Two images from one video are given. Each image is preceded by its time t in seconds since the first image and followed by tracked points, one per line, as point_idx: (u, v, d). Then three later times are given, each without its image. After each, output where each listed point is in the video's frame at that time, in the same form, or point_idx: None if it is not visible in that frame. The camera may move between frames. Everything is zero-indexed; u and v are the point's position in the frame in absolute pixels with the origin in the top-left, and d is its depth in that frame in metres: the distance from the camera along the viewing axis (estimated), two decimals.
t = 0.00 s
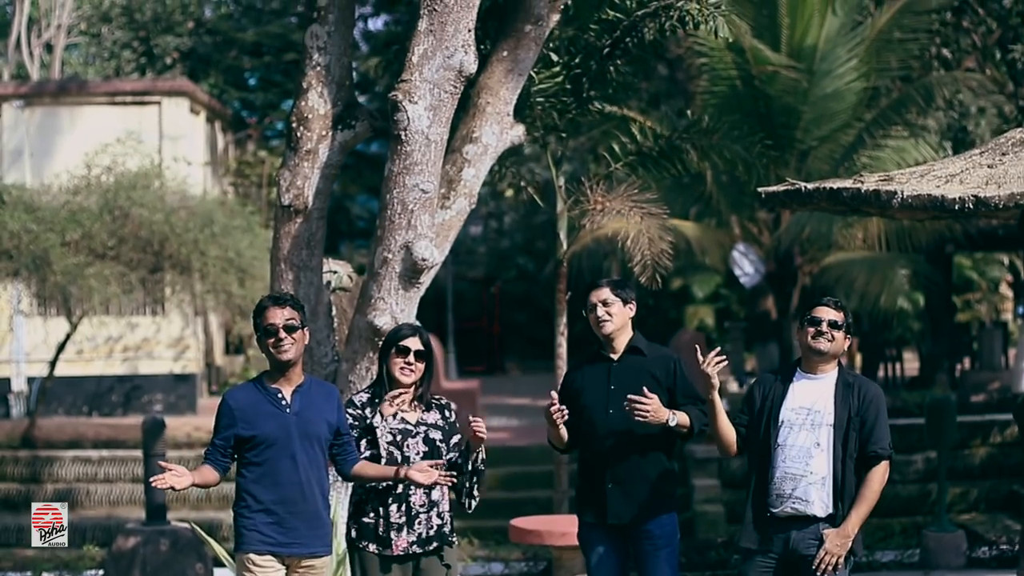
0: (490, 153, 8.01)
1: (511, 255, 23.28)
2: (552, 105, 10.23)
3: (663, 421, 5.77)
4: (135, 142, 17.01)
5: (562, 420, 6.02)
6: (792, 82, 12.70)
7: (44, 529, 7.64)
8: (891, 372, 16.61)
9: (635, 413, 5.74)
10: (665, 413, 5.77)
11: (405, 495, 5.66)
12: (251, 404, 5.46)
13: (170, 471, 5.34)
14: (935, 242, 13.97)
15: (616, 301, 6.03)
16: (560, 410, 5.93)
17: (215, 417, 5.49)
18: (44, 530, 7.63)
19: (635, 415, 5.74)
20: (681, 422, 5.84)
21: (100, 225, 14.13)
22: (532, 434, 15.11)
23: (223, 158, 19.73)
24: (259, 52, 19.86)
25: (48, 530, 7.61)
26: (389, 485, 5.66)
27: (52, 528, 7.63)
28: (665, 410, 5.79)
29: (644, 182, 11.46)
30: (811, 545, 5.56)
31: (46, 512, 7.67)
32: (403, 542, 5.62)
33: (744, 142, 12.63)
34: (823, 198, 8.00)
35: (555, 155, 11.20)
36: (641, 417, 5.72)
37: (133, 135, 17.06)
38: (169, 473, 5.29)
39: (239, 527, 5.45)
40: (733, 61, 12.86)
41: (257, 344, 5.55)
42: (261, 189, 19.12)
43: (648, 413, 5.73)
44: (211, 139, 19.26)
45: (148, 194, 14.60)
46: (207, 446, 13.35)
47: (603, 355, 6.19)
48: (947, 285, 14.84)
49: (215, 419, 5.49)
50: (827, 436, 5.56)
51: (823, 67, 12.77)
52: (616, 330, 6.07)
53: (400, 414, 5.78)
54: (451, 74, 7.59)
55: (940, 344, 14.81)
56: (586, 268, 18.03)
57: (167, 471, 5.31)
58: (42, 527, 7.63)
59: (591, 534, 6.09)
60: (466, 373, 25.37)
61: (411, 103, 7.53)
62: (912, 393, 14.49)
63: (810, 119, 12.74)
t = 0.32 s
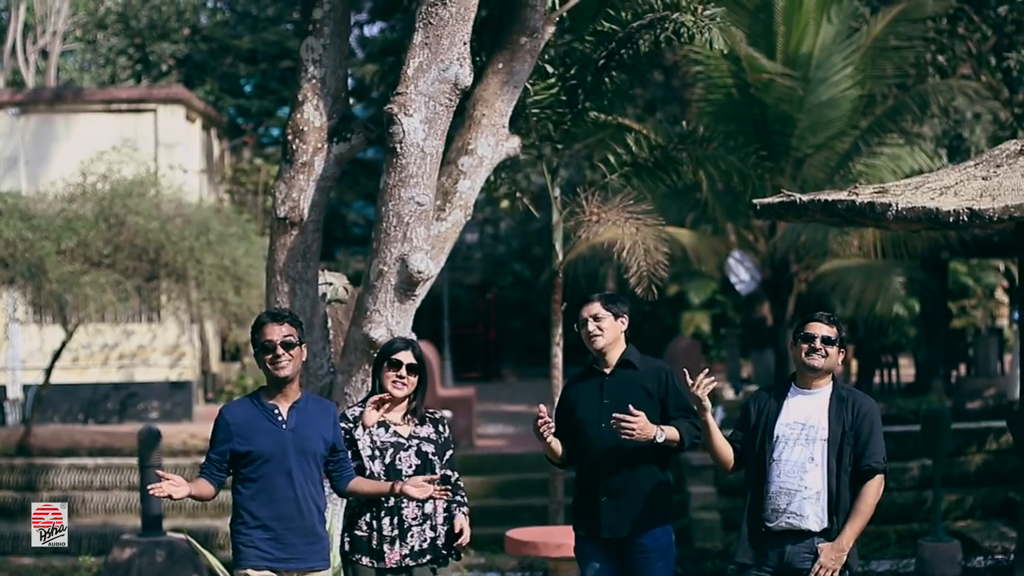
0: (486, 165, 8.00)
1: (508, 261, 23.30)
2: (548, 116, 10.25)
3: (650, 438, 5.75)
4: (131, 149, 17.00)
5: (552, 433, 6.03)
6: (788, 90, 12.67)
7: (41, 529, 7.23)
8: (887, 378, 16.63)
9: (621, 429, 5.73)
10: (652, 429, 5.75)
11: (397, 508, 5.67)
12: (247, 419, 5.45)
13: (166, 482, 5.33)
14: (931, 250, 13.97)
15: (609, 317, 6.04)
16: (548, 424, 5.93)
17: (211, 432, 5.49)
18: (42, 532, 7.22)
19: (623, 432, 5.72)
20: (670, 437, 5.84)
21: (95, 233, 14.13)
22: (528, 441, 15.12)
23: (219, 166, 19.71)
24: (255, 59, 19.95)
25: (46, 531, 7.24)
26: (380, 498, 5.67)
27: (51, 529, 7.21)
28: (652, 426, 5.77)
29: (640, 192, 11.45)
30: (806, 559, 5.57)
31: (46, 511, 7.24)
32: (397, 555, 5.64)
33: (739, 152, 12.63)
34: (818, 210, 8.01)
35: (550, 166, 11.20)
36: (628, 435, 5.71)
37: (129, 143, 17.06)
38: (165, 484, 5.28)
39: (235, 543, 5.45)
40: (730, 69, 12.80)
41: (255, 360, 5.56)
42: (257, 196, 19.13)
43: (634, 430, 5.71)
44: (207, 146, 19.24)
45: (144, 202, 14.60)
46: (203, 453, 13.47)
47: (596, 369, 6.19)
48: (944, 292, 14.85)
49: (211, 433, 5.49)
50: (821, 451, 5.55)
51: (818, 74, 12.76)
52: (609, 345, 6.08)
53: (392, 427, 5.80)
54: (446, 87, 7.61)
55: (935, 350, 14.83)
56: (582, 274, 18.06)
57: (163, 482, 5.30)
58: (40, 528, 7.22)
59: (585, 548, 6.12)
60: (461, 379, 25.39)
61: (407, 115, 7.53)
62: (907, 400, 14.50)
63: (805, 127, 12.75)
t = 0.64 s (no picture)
0: (474, 177, 8.02)
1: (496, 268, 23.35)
2: (536, 128, 10.35)
3: (631, 463, 5.79)
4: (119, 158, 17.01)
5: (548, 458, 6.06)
6: (776, 99, 12.67)
7: (40, 529, 6.46)
8: (874, 386, 16.69)
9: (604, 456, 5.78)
10: (633, 455, 5.80)
11: (380, 523, 5.66)
12: (237, 433, 5.47)
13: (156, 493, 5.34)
14: (918, 258, 14.00)
15: (597, 335, 6.06)
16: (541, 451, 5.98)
17: (201, 445, 5.51)
18: (42, 533, 6.41)
19: (602, 460, 5.77)
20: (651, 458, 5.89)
21: (84, 242, 14.14)
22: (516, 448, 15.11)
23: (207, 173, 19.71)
24: (243, 67, 20.31)
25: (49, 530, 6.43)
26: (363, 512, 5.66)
27: (52, 529, 6.44)
28: (632, 452, 5.82)
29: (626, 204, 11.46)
30: (795, 574, 5.58)
31: (45, 510, 6.44)
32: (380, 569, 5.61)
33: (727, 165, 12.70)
34: (805, 223, 8.03)
35: (538, 179, 11.22)
36: (607, 461, 5.75)
37: (118, 151, 17.06)
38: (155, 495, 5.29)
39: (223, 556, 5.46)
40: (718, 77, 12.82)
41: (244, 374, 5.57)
42: (246, 204, 19.16)
43: (614, 457, 5.76)
44: (196, 155, 19.23)
45: (132, 211, 14.60)
46: (191, 461, 13.44)
47: (586, 386, 6.20)
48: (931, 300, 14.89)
49: (202, 446, 5.51)
50: (810, 467, 5.57)
51: (807, 83, 12.71)
52: (598, 363, 6.10)
53: (376, 442, 5.75)
54: (435, 101, 7.63)
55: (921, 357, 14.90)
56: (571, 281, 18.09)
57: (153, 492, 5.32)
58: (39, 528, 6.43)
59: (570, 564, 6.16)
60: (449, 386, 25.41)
61: (395, 128, 7.54)
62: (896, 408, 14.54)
63: (794, 136, 12.74)
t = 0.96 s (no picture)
0: (457, 188, 8.04)
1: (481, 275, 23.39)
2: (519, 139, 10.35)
3: (619, 475, 5.82)
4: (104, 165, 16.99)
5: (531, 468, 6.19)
6: (759, 107, 12.64)
7: (40, 529, 6.01)
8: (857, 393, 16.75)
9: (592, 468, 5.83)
10: (622, 467, 5.83)
11: (351, 536, 5.68)
12: (219, 446, 5.47)
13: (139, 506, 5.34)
14: (901, 265, 14.03)
15: (588, 344, 6.10)
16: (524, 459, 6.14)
17: (184, 458, 5.52)
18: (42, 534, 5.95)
19: (592, 471, 5.81)
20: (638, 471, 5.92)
21: (68, 249, 14.13)
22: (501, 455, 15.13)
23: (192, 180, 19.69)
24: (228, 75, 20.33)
25: (48, 530, 6.00)
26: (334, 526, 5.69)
27: (53, 529, 5.99)
28: (621, 464, 5.85)
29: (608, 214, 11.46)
30: None
31: (45, 509, 5.99)
32: None
33: (709, 175, 12.75)
34: (786, 235, 8.06)
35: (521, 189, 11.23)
36: (597, 473, 5.79)
37: (102, 158, 17.04)
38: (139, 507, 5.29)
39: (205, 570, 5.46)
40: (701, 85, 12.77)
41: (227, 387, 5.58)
42: (230, 211, 19.16)
43: (603, 468, 5.80)
44: (180, 161, 19.20)
45: (117, 218, 14.57)
46: (175, 469, 13.45)
47: (572, 397, 6.22)
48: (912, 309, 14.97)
49: (184, 459, 5.51)
50: (791, 480, 5.59)
51: (791, 91, 12.68)
52: (586, 374, 6.12)
53: (350, 454, 5.77)
54: (417, 112, 7.64)
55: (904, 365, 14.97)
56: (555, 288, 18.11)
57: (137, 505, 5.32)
58: (39, 528, 5.98)
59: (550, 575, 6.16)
60: (433, 393, 25.43)
61: (378, 140, 7.56)
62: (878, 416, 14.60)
63: (777, 143, 12.73)
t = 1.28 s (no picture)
0: (438, 200, 8.05)
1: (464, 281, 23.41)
2: (500, 149, 10.36)
3: (614, 495, 5.88)
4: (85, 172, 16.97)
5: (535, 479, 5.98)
6: (741, 114, 12.69)
7: (40, 529, 5.88)
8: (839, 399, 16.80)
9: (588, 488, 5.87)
10: (616, 487, 5.88)
11: (320, 550, 5.69)
12: (201, 460, 5.47)
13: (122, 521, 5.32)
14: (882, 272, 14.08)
15: (582, 357, 6.09)
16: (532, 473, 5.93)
17: (165, 472, 5.51)
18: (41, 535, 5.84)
19: (588, 492, 5.85)
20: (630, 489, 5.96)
21: (49, 256, 14.14)
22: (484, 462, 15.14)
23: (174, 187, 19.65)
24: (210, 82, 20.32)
25: (47, 530, 5.88)
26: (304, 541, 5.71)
27: (53, 529, 5.87)
28: (615, 483, 5.91)
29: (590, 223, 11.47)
30: None
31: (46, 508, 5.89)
32: None
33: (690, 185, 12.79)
34: (767, 246, 8.10)
35: (502, 199, 11.26)
36: (593, 494, 5.83)
37: (84, 166, 17.02)
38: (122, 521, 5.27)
39: None
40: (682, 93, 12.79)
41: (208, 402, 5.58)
42: (212, 218, 19.14)
43: (599, 489, 5.85)
44: (162, 168, 19.17)
45: (98, 225, 14.56)
46: (157, 476, 13.43)
47: (559, 408, 6.21)
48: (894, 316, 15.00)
49: (165, 474, 5.51)
50: (763, 492, 5.61)
51: (772, 99, 12.71)
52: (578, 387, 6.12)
53: (324, 467, 5.78)
54: (398, 124, 7.65)
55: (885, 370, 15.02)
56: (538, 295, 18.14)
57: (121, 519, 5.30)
58: (39, 528, 5.86)
59: None
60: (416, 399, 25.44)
61: (358, 152, 7.56)
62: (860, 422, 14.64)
63: (759, 151, 12.77)
